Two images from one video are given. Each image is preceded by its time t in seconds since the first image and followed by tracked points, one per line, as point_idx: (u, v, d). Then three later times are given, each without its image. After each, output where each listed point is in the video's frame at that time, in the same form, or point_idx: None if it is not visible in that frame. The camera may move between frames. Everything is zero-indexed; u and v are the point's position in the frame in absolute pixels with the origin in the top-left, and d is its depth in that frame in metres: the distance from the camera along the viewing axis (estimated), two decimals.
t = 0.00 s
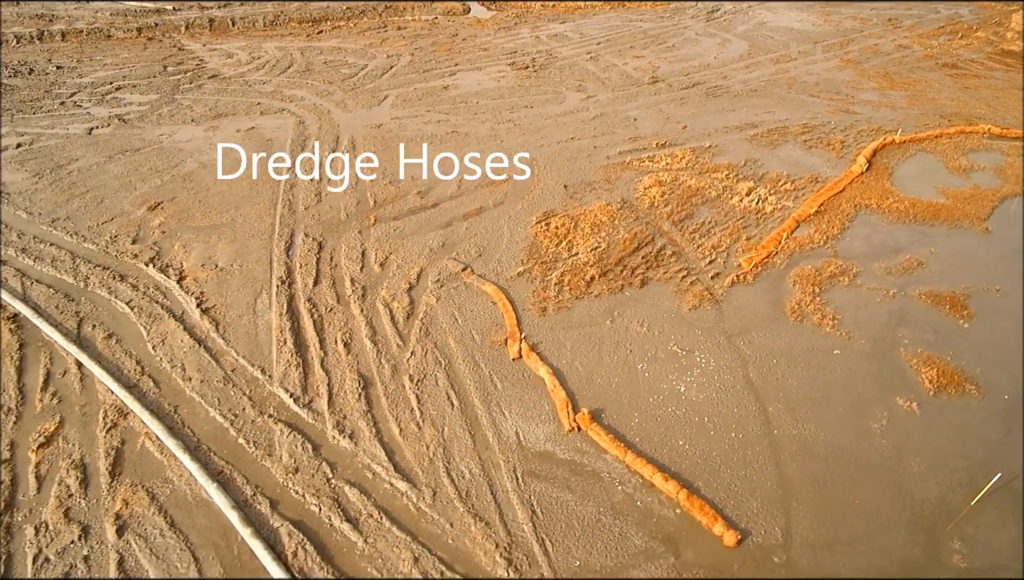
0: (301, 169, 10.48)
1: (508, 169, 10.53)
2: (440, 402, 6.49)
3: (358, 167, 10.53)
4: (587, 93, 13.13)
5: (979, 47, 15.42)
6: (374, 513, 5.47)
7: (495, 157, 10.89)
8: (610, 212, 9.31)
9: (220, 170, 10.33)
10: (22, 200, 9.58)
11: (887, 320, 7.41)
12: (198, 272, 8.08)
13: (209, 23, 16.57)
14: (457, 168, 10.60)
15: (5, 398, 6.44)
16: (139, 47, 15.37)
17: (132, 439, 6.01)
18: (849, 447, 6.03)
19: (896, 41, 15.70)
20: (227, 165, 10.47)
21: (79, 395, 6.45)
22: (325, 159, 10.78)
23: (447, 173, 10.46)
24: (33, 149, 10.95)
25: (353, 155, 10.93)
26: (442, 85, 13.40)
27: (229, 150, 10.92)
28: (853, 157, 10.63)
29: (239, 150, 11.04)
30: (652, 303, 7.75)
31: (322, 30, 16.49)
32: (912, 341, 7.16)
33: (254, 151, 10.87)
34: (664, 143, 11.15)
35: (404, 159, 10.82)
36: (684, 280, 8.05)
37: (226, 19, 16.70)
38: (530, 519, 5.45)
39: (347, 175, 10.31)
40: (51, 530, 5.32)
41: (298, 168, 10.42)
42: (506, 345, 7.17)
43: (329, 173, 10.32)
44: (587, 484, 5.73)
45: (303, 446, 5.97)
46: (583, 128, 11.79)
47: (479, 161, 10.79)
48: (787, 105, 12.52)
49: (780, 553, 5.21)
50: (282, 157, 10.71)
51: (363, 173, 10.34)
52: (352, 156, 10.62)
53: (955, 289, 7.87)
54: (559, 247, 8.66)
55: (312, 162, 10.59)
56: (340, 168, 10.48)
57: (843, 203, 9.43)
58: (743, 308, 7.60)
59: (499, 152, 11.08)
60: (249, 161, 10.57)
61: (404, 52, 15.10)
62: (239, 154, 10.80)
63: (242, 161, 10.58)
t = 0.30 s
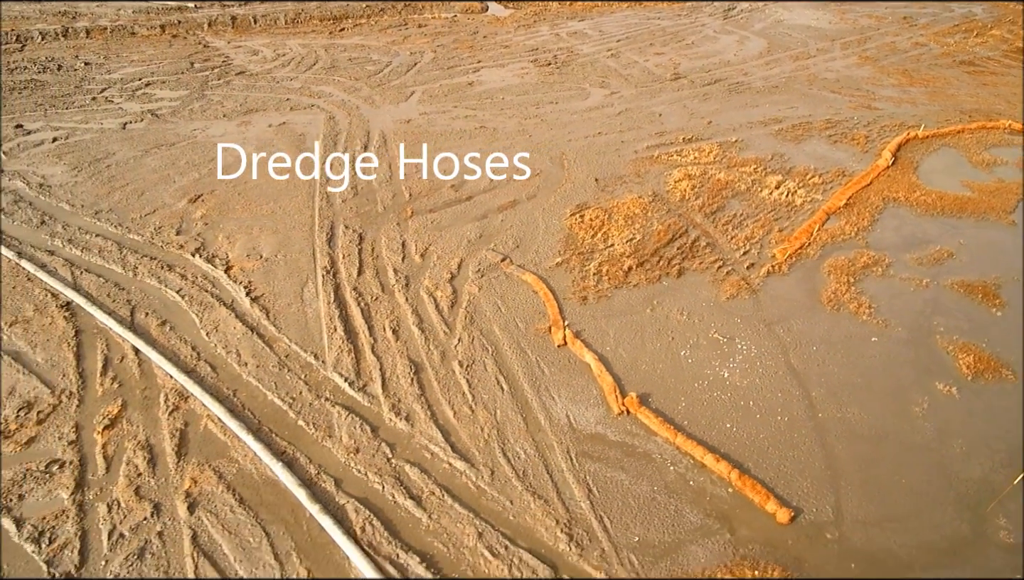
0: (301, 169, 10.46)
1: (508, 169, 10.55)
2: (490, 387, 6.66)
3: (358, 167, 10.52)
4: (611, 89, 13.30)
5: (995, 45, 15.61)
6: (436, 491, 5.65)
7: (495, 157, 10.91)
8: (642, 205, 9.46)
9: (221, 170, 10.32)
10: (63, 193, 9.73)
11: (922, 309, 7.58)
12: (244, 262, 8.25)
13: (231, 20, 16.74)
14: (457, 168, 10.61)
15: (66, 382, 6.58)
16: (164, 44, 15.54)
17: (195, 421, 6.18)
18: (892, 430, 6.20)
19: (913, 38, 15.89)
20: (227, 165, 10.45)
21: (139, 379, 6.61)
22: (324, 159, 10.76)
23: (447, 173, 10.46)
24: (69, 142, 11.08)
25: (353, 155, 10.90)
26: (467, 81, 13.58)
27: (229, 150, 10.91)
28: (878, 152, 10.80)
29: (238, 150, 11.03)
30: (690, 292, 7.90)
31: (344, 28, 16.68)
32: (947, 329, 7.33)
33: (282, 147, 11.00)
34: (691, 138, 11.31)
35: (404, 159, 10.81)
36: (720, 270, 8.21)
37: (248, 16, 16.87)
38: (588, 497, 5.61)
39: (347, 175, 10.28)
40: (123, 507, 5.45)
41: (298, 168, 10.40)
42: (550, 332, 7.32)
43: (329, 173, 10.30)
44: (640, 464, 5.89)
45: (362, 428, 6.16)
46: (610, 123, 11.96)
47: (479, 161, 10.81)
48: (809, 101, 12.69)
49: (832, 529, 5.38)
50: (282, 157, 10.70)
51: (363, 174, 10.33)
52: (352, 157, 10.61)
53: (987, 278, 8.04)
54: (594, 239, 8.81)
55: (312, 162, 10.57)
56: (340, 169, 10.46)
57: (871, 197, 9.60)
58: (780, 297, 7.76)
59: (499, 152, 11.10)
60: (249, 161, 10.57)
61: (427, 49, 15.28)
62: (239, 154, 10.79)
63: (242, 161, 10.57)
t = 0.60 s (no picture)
0: (301, 169, 10.42)
1: (508, 170, 10.53)
2: (541, 373, 6.80)
3: (358, 167, 10.46)
4: (636, 85, 13.44)
5: (1012, 43, 15.76)
6: (497, 472, 5.79)
7: (495, 157, 10.87)
8: (676, 198, 9.59)
9: (220, 170, 10.29)
10: (104, 186, 9.86)
11: (959, 299, 7.72)
12: (289, 254, 8.40)
13: (254, 17, 16.87)
14: (457, 168, 10.57)
15: (126, 368, 6.71)
16: (189, 41, 15.68)
17: (257, 406, 6.32)
18: (938, 415, 6.35)
19: (930, 36, 16.04)
20: (226, 165, 10.42)
21: (197, 365, 6.75)
22: (324, 159, 10.70)
23: (448, 173, 10.42)
24: (105, 137, 11.21)
25: (353, 155, 10.85)
26: (493, 78, 13.72)
27: (229, 150, 10.88)
28: (905, 147, 10.95)
29: (239, 150, 10.99)
30: (730, 283, 8.04)
31: (366, 25, 16.82)
32: (985, 318, 7.47)
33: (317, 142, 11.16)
34: (719, 133, 11.45)
35: (404, 159, 10.76)
36: (758, 262, 8.35)
37: (271, 13, 17.00)
38: (645, 479, 5.75)
39: (347, 175, 10.23)
40: (194, 488, 5.58)
41: (297, 168, 10.36)
42: (595, 321, 7.46)
43: (329, 173, 10.25)
44: (694, 448, 6.03)
45: (419, 413, 6.31)
46: (637, 119, 12.10)
47: (479, 161, 10.77)
48: (832, 97, 12.84)
49: (886, 510, 5.53)
50: (282, 157, 10.69)
51: (363, 174, 10.28)
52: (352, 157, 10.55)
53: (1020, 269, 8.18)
54: (631, 231, 8.95)
55: (312, 162, 10.52)
56: (340, 169, 10.40)
57: (901, 191, 9.75)
58: (818, 287, 7.91)
59: (499, 152, 11.07)
60: (248, 161, 10.53)
61: (450, 46, 15.43)
62: (239, 154, 10.75)
63: (242, 161, 10.53)
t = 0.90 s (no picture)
0: (301, 169, 10.35)
1: (508, 170, 10.47)
2: (593, 361, 6.92)
3: (358, 167, 10.38)
4: (662, 82, 13.56)
5: None
6: (558, 456, 5.92)
7: (495, 157, 10.80)
8: (712, 192, 9.71)
9: (221, 169, 10.23)
10: (146, 179, 9.99)
11: (998, 290, 7.85)
12: (335, 245, 8.52)
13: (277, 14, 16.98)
14: (458, 168, 10.50)
15: (187, 356, 6.84)
16: (215, 38, 15.79)
17: (318, 392, 6.45)
18: (985, 402, 6.48)
19: (950, 34, 16.16)
20: (226, 165, 10.36)
21: (256, 353, 6.88)
22: (325, 159, 10.63)
23: (448, 174, 10.34)
24: (142, 132, 11.33)
25: (353, 155, 10.76)
26: (519, 75, 13.85)
27: (229, 149, 10.82)
28: (933, 142, 11.06)
29: (239, 150, 10.94)
30: (771, 274, 8.16)
31: (389, 22, 16.94)
32: None
33: (352, 137, 11.28)
34: (748, 129, 11.57)
35: (404, 159, 10.68)
36: (797, 254, 8.47)
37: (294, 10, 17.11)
38: (704, 463, 5.88)
39: (347, 175, 10.14)
40: (265, 470, 5.72)
41: (297, 168, 10.30)
42: (642, 311, 7.57)
43: (329, 173, 10.17)
44: (749, 433, 6.16)
45: (477, 399, 6.44)
46: (666, 114, 12.22)
47: (480, 161, 10.69)
48: (858, 94, 12.96)
49: (941, 492, 5.66)
50: (282, 157, 10.62)
51: (363, 174, 10.20)
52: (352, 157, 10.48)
53: None
54: (670, 224, 9.07)
55: (312, 162, 10.45)
56: (340, 169, 10.32)
57: (933, 185, 9.87)
58: (859, 279, 8.03)
59: (499, 152, 11.00)
60: (248, 161, 10.48)
61: (474, 43, 15.55)
62: (239, 154, 10.69)
63: (242, 161, 10.48)
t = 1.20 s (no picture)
0: (301, 169, 10.29)
1: (508, 170, 10.40)
2: (645, 351, 7.04)
3: (358, 167, 10.31)
4: (688, 79, 13.68)
5: None
6: (620, 441, 6.05)
7: (495, 157, 10.73)
8: (748, 186, 9.81)
9: (221, 170, 10.19)
10: (189, 174, 10.11)
11: None
12: (381, 238, 8.65)
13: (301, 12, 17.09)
14: (458, 168, 10.43)
15: (247, 344, 6.96)
16: (241, 35, 15.91)
17: (379, 380, 6.57)
18: None
19: (970, 32, 16.29)
20: (226, 166, 10.32)
21: (315, 342, 7.00)
22: (325, 159, 10.57)
23: (448, 173, 10.27)
24: (180, 127, 11.45)
25: (353, 155, 10.70)
26: (546, 71, 13.96)
27: (230, 150, 10.77)
28: (963, 138, 11.18)
29: (239, 150, 10.89)
30: (814, 267, 8.28)
31: (412, 19, 17.05)
32: None
33: (387, 133, 11.41)
34: (779, 125, 11.69)
35: (404, 159, 10.61)
36: (838, 247, 8.59)
37: (317, 7, 17.22)
38: (764, 448, 6.00)
39: (347, 175, 10.08)
40: (336, 454, 5.85)
41: (297, 168, 10.24)
42: (689, 303, 7.69)
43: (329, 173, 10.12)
44: (805, 420, 6.29)
45: (535, 386, 6.57)
46: (695, 110, 12.34)
47: (479, 161, 10.62)
48: (884, 90, 13.08)
49: (998, 476, 5.79)
50: (282, 157, 10.57)
51: (363, 173, 10.14)
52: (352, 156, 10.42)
53: None
54: (710, 218, 9.18)
55: (312, 162, 10.40)
56: (340, 169, 10.26)
57: (966, 180, 10.00)
58: (900, 271, 8.16)
59: (499, 152, 10.92)
60: (248, 161, 10.43)
61: (499, 41, 15.67)
62: (239, 154, 10.64)
63: (243, 161, 10.44)
